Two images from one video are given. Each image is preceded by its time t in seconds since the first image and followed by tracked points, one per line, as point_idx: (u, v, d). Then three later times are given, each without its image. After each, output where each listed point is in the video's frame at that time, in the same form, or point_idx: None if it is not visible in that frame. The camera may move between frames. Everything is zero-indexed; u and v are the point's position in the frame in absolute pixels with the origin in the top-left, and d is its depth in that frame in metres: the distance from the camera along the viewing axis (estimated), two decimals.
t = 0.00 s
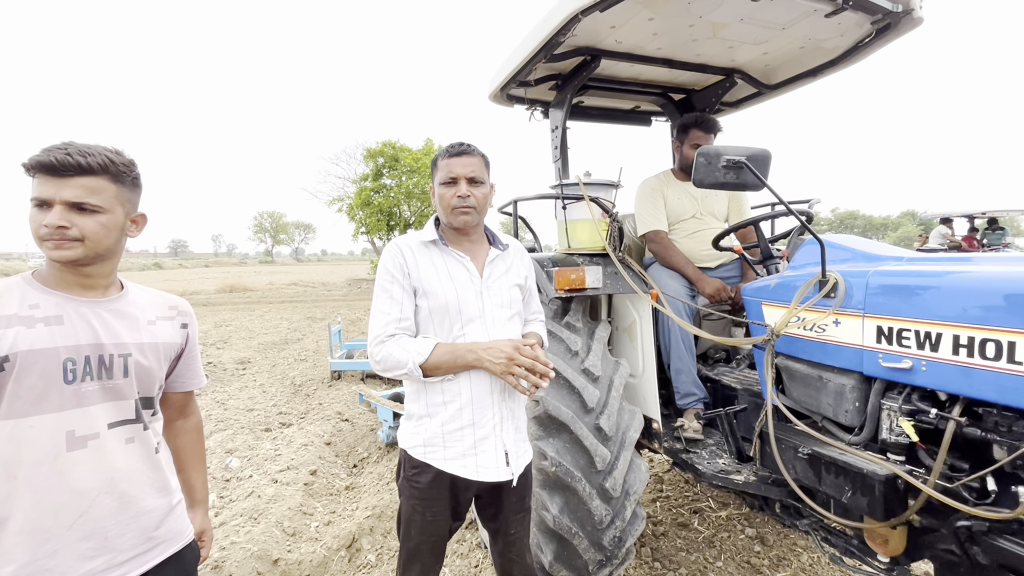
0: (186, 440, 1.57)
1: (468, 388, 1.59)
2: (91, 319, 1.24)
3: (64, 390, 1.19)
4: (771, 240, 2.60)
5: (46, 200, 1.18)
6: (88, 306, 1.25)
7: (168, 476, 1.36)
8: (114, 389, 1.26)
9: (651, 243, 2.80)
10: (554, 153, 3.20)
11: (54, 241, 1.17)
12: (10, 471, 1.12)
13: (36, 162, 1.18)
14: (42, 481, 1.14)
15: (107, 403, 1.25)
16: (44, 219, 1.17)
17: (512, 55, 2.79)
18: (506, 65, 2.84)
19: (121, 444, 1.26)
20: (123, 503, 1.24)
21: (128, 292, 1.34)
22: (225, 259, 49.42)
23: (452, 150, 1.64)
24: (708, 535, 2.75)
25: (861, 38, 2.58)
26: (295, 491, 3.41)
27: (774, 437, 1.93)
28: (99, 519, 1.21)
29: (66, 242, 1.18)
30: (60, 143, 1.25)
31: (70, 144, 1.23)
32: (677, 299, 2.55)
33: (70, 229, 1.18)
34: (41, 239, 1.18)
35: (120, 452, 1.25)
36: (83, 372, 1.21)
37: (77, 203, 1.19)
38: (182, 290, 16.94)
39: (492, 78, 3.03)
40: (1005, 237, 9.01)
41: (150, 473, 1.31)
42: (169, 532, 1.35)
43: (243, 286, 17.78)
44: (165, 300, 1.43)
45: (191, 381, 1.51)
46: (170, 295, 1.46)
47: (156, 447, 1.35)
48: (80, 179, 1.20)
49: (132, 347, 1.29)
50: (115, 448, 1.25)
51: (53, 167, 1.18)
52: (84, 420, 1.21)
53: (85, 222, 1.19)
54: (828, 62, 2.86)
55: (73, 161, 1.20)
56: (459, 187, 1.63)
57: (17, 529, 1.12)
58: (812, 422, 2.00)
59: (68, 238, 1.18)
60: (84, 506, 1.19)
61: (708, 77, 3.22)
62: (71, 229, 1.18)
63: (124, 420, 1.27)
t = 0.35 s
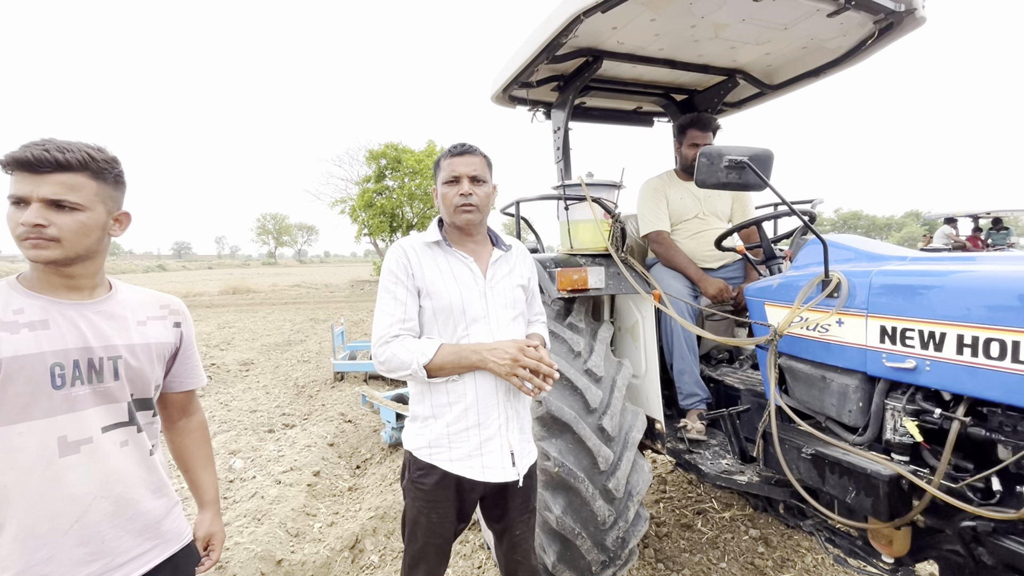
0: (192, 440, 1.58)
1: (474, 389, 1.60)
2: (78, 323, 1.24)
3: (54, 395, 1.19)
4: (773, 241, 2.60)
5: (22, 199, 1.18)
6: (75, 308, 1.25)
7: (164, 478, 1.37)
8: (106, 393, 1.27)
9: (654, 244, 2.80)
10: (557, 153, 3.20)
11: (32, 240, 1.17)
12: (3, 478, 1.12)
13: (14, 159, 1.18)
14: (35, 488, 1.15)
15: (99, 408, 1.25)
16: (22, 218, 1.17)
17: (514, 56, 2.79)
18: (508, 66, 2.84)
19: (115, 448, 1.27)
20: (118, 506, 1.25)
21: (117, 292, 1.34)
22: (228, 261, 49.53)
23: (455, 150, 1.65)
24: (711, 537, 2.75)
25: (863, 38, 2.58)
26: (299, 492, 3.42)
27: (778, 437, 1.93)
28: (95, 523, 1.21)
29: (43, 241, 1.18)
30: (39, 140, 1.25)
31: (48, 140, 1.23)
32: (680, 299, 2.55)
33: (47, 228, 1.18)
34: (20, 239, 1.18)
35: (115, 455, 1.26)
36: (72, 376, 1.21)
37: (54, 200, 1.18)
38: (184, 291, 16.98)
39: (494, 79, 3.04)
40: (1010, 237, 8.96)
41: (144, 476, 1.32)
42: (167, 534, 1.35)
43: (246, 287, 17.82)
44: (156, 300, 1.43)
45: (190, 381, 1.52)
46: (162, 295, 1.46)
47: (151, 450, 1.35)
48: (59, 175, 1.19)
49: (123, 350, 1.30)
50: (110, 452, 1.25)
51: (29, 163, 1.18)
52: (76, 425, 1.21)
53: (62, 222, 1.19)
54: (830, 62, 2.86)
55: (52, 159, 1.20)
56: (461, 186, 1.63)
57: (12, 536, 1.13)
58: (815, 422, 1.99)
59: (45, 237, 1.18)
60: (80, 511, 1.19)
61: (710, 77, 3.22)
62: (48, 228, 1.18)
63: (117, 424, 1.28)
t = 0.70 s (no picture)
0: (192, 439, 1.60)
1: (473, 389, 1.61)
2: (82, 326, 1.26)
3: (59, 398, 1.20)
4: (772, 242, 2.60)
5: (43, 205, 1.19)
6: (78, 311, 1.26)
7: (168, 479, 1.38)
8: (110, 394, 1.28)
9: (654, 245, 2.81)
10: (556, 155, 3.22)
11: (61, 247, 1.20)
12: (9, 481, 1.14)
13: (32, 166, 1.19)
14: (41, 490, 1.16)
15: (104, 409, 1.26)
16: (49, 225, 1.19)
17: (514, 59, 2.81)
18: (508, 68, 2.86)
19: (120, 449, 1.28)
20: (123, 507, 1.26)
21: (118, 293, 1.36)
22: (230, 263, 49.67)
23: (465, 151, 1.67)
24: (712, 537, 2.75)
25: (861, 39, 2.59)
26: (300, 493, 3.43)
27: (776, 438, 1.94)
28: (100, 524, 1.23)
29: (73, 247, 1.21)
30: (33, 142, 1.23)
31: (52, 144, 1.23)
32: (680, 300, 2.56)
33: (77, 234, 1.21)
34: (45, 245, 1.19)
35: (120, 457, 1.27)
36: (76, 379, 1.23)
37: (82, 206, 1.22)
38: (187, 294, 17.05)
39: (494, 82, 3.05)
40: (1012, 237, 8.95)
41: (150, 477, 1.33)
42: (171, 534, 1.37)
43: (248, 289, 17.85)
44: (158, 299, 1.44)
45: (192, 379, 1.53)
46: (162, 294, 1.47)
47: (156, 451, 1.37)
48: (80, 180, 1.22)
49: (126, 351, 1.31)
50: (115, 454, 1.27)
51: (52, 169, 1.19)
52: (81, 427, 1.22)
53: (89, 226, 1.23)
54: (829, 64, 2.87)
55: (71, 165, 1.22)
56: (467, 186, 1.64)
57: (19, 538, 1.14)
58: (814, 423, 2.00)
59: (75, 243, 1.21)
60: (85, 512, 1.21)
61: (710, 79, 3.23)
62: (78, 233, 1.21)
63: (122, 425, 1.29)
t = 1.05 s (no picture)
0: (192, 438, 1.60)
1: (469, 389, 1.61)
2: (86, 327, 1.26)
3: (66, 398, 1.20)
4: (771, 242, 2.61)
5: (80, 207, 1.21)
6: (83, 312, 1.26)
7: (171, 478, 1.39)
8: (116, 394, 1.29)
9: (653, 246, 2.81)
10: (555, 156, 3.22)
11: (97, 247, 1.24)
12: (16, 481, 1.14)
13: (72, 169, 1.21)
14: (47, 490, 1.16)
15: (110, 409, 1.27)
16: (86, 227, 1.21)
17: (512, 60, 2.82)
18: (507, 70, 2.87)
19: (125, 449, 1.28)
20: (128, 507, 1.27)
21: (118, 294, 1.36)
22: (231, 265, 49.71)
23: (476, 156, 1.67)
24: (712, 538, 2.75)
25: (858, 41, 2.60)
26: (300, 495, 3.43)
27: (775, 437, 1.94)
28: (106, 524, 1.23)
29: (106, 247, 1.26)
30: (50, 144, 1.22)
31: (74, 148, 1.24)
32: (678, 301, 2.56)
33: (110, 236, 1.26)
34: (81, 246, 1.21)
35: (125, 457, 1.28)
36: (82, 379, 1.23)
37: (113, 209, 1.28)
38: (188, 296, 17.07)
39: (493, 83, 3.06)
40: (1011, 237, 8.95)
41: (155, 476, 1.34)
42: (175, 533, 1.37)
43: (247, 291, 17.87)
44: (155, 299, 1.45)
45: (191, 377, 1.53)
46: (160, 293, 1.47)
47: (159, 450, 1.38)
48: (109, 184, 1.28)
49: (130, 350, 1.32)
50: (120, 453, 1.27)
51: (93, 173, 1.24)
52: (86, 427, 1.22)
53: (117, 227, 1.29)
54: (827, 64, 2.88)
55: (103, 169, 1.27)
56: (474, 192, 1.65)
57: (24, 538, 1.14)
58: (812, 423, 2.00)
59: (106, 243, 1.26)
60: (91, 512, 1.21)
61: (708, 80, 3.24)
62: (111, 234, 1.26)
63: (127, 425, 1.30)
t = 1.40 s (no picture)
0: (186, 440, 1.60)
1: (463, 392, 1.61)
2: (87, 328, 1.26)
3: (67, 400, 1.20)
4: (768, 244, 2.62)
5: (87, 212, 1.22)
6: (82, 314, 1.26)
7: (169, 479, 1.39)
8: (116, 396, 1.29)
9: (651, 248, 2.82)
10: (553, 158, 3.23)
11: (102, 252, 1.24)
12: (16, 482, 1.14)
13: (83, 175, 1.22)
14: (47, 492, 1.16)
15: (110, 411, 1.27)
16: (92, 232, 1.22)
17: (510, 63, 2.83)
18: (504, 73, 2.88)
19: (126, 450, 1.28)
20: (128, 508, 1.27)
21: (116, 296, 1.36)
22: (229, 267, 49.65)
23: (483, 164, 1.66)
24: (710, 540, 2.75)
25: (854, 43, 2.61)
26: (298, 497, 3.42)
27: (772, 439, 1.94)
28: (105, 525, 1.23)
29: (110, 252, 1.26)
30: (61, 150, 1.24)
31: (83, 154, 1.25)
32: (676, 303, 2.57)
33: (115, 241, 1.27)
34: (86, 251, 1.21)
35: (125, 458, 1.28)
36: (83, 381, 1.23)
37: (118, 215, 1.29)
38: (187, 298, 17.07)
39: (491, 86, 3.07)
40: (1008, 238, 8.99)
41: (155, 478, 1.34)
42: (172, 534, 1.37)
43: (246, 293, 17.85)
44: (152, 301, 1.45)
45: (186, 379, 1.53)
46: (156, 295, 1.48)
47: (158, 451, 1.38)
48: (115, 191, 1.29)
49: (130, 352, 1.32)
50: (120, 455, 1.27)
51: (103, 180, 1.25)
52: (86, 429, 1.22)
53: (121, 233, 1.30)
54: (823, 67, 2.89)
55: (112, 176, 1.28)
56: (478, 202, 1.65)
57: (23, 540, 1.14)
58: (810, 424, 2.01)
59: (111, 248, 1.26)
60: (91, 514, 1.21)
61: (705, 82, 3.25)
62: (116, 240, 1.27)
63: (127, 427, 1.30)
